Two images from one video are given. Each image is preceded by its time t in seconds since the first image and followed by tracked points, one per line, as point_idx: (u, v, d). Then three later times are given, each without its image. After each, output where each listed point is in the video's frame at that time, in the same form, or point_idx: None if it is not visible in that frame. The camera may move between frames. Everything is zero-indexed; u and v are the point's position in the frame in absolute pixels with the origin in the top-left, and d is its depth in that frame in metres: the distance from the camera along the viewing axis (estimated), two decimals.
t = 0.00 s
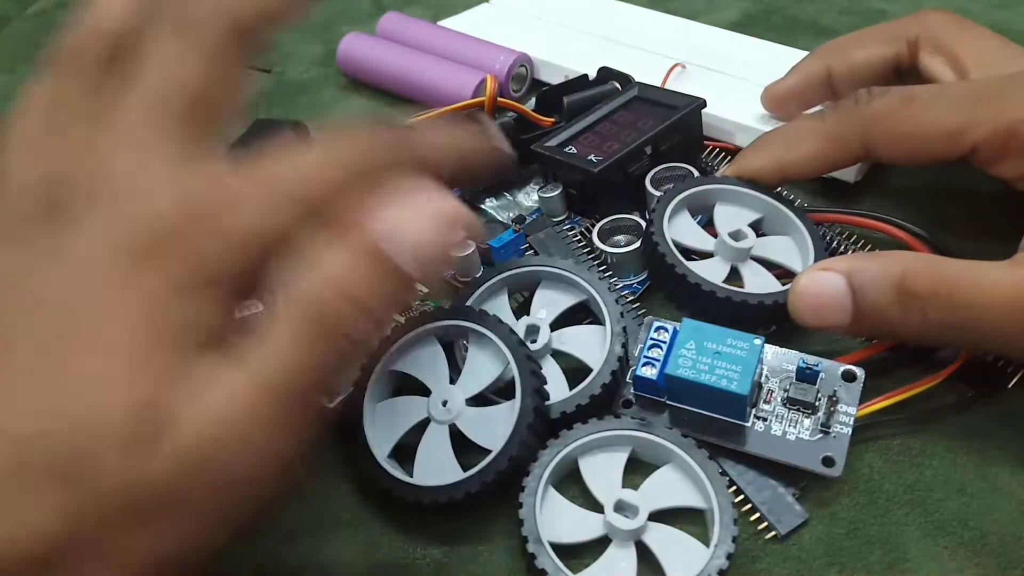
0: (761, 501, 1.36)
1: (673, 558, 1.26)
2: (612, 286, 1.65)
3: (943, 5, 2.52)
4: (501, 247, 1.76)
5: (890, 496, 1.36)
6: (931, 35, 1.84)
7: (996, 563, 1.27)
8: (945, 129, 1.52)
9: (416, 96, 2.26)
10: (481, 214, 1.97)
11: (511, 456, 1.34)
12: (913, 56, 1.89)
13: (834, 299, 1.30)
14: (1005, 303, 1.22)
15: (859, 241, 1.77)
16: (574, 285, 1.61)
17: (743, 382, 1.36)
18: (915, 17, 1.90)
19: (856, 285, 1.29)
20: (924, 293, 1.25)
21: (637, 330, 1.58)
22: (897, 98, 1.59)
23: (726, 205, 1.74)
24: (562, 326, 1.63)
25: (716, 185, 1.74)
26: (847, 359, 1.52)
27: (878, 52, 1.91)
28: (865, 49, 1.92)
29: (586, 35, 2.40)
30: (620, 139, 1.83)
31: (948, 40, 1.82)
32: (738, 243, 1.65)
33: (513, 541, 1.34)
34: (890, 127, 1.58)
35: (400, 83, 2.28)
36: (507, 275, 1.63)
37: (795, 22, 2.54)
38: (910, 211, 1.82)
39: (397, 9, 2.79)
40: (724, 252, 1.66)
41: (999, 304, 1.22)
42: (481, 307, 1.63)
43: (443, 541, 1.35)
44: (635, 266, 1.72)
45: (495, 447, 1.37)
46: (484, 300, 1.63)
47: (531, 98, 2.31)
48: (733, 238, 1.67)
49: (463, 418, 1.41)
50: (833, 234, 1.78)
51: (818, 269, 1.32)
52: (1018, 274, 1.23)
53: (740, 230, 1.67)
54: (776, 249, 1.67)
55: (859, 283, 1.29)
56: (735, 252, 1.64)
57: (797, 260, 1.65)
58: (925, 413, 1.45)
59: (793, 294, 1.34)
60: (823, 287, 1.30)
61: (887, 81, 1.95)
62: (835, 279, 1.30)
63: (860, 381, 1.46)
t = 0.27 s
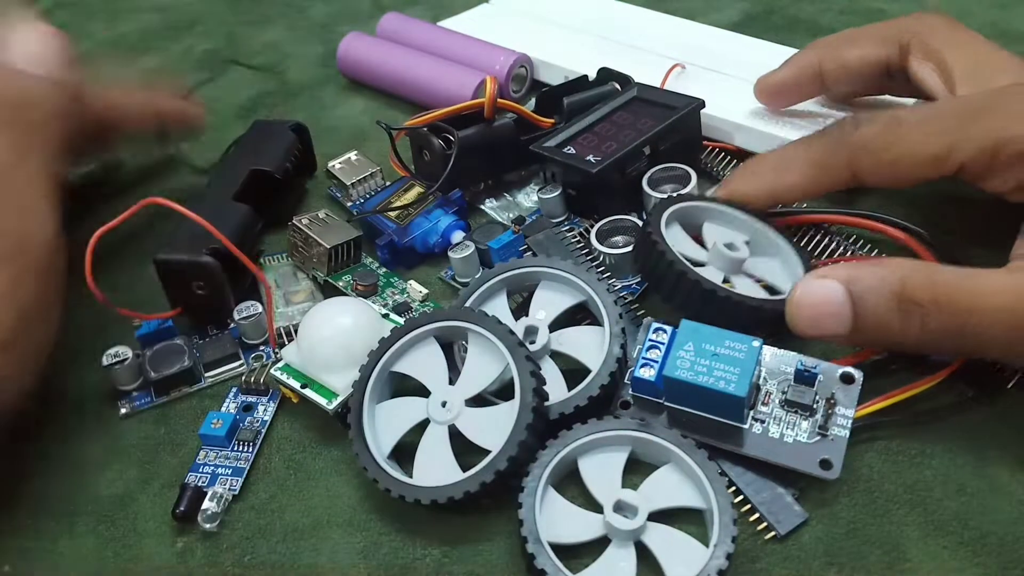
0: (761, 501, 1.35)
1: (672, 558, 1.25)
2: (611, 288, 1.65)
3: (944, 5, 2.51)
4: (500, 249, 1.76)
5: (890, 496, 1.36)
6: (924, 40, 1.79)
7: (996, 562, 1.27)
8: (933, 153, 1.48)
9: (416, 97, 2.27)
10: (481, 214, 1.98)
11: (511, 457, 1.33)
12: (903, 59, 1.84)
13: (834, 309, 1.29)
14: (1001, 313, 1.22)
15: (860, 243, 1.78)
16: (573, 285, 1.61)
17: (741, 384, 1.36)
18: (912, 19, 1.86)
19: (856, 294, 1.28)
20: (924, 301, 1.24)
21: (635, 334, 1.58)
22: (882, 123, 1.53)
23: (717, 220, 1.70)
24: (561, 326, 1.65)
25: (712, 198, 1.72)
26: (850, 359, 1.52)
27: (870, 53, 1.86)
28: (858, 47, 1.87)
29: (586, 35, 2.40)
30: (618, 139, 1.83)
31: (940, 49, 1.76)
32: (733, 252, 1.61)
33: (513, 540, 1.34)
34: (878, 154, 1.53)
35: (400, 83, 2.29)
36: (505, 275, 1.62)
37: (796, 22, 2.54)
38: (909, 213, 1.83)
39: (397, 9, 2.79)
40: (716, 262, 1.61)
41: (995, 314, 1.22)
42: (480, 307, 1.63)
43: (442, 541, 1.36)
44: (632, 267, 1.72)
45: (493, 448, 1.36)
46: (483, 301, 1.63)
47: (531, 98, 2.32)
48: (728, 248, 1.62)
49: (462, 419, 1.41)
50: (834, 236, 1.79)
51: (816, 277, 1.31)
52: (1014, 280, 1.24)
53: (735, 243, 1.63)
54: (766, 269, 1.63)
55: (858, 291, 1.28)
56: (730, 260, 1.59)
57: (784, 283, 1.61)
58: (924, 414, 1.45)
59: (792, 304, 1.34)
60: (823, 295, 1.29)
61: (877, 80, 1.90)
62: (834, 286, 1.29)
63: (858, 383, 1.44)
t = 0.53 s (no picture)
0: (762, 502, 1.35)
1: (673, 558, 1.25)
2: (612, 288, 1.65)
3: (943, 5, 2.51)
4: (500, 249, 1.77)
5: (890, 497, 1.36)
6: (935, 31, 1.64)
7: (996, 563, 1.27)
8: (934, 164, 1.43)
9: (416, 96, 2.26)
10: (481, 214, 1.98)
11: (511, 457, 1.33)
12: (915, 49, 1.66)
13: (858, 273, 0.96)
14: None
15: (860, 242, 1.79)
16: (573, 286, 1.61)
17: (740, 386, 1.36)
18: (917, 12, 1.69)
19: (892, 261, 0.94)
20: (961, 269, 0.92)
21: (635, 335, 1.58)
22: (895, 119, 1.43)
23: (717, 228, 1.71)
24: (560, 326, 1.65)
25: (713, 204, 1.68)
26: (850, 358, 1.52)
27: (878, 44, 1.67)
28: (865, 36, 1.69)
29: (586, 35, 2.40)
30: (618, 138, 1.82)
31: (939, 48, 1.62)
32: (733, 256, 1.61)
33: (513, 541, 1.34)
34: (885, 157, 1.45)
35: (400, 83, 2.29)
36: (505, 275, 1.62)
37: (796, 22, 2.54)
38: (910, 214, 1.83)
39: (397, 9, 2.79)
40: (718, 264, 1.61)
41: None
42: (480, 307, 1.63)
43: (442, 541, 1.36)
44: (632, 267, 1.72)
45: (493, 448, 1.36)
46: (483, 302, 1.63)
47: (531, 98, 2.32)
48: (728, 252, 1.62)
49: (462, 419, 1.41)
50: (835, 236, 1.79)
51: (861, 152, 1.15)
52: None
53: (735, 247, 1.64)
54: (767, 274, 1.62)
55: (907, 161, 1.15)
56: (729, 263, 1.59)
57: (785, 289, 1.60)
58: (925, 414, 1.46)
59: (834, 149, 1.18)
60: (840, 266, 0.97)
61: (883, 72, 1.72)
62: (860, 252, 0.96)
63: (858, 384, 1.44)
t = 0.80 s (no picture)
0: (761, 502, 1.35)
1: (673, 558, 1.25)
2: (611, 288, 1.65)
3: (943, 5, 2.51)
4: (500, 249, 1.76)
5: (890, 497, 1.36)
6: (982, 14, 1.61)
7: (996, 563, 1.27)
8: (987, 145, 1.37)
9: (416, 96, 2.26)
10: (481, 214, 1.98)
11: (511, 457, 1.33)
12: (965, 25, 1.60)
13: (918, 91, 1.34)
14: None
15: (859, 241, 1.79)
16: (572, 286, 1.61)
17: (740, 386, 1.36)
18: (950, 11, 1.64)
19: (947, 88, 1.32)
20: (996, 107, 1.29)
21: (635, 335, 1.58)
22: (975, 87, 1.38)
23: (717, 226, 1.71)
24: (560, 326, 1.65)
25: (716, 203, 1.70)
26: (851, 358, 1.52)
27: None
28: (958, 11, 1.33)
29: (586, 35, 2.40)
30: (618, 138, 1.82)
31: None
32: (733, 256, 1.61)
33: (513, 541, 1.34)
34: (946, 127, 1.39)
35: (400, 82, 2.28)
36: (505, 275, 1.62)
37: (796, 22, 2.54)
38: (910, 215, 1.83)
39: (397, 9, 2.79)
40: (718, 264, 1.61)
41: None
42: (480, 307, 1.63)
43: (442, 541, 1.36)
44: (632, 267, 1.72)
45: (493, 448, 1.36)
46: (483, 301, 1.63)
47: (531, 98, 2.32)
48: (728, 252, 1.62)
49: (461, 419, 1.41)
50: (835, 237, 1.80)
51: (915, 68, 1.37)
52: None
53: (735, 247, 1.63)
54: (767, 273, 1.62)
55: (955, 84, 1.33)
56: (729, 264, 1.59)
57: (786, 288, 1.60)
58: (926, 414, 1.46)
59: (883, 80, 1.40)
60: (910, 74, 1.36)
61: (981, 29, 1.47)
62: (930, 74, 1.34)
63: (857, 384, 1.43)
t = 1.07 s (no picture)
0: (762, 503, 1.35)
1: (673, 559, 1.25)
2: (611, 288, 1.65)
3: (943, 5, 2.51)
4: (500, 249, 1.76)
5: (891, 497, 1.36)
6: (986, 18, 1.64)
7: (996, 563, 1.27)
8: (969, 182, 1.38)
9: (416, 96, 2.26)
10: (481, 214, 1.98)
11: (511, 458, 1.33)
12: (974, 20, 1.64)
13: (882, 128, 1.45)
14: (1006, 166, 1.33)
15: (859, 241, 1.79)
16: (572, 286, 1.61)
17: (740, 386, 1.35)
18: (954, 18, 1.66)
19: (904, 121, 1.41)
20: (955, 137, 1.36)
21: (635, 335, 1.58)
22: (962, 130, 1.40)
23: (717, 227, 1.71)
24: (560, 326, 1.65)
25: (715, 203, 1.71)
26: (852, 359, 1.51)
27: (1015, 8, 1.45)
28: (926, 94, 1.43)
29: (586, 35, 2.40)
30: (617, 138, 1.82)
31: None
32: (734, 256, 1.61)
33: (514, 541, 1.34)
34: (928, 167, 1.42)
35: (400, 82, 2.28)
36: (505, 275, 1.62)
37: (796, 22, 2.54)
38: (910, 215, 1.83)
39: (397, 9, 2.79)
40: (719, 264, 1.61)
41: (994, 162, 1.33)
42: (480, 307, 1.63)
43: (443, 541, 1.36)
44: (632, 268, 1.72)
45: (493, 449, 1.36)
46: (483, 302, 1.63)
47: (531, 98, 2.32)
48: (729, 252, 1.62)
49: (462, 419, 1.41)
50: (835, 237, 1.80)
51: (884, 99, 1.47)
52: None
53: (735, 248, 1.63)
54: (768, 273, 1.62)
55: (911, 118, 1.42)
56: (730, 264, 1.59)
57: (788, 288, 1.60)
58: (927, 416, 1.46)
59: (856, 111, 1.50)
60: (876, 108, 1.45)
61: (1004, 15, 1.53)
62: (893, 108, 1.43)
63: (858, 384, 1.43)
